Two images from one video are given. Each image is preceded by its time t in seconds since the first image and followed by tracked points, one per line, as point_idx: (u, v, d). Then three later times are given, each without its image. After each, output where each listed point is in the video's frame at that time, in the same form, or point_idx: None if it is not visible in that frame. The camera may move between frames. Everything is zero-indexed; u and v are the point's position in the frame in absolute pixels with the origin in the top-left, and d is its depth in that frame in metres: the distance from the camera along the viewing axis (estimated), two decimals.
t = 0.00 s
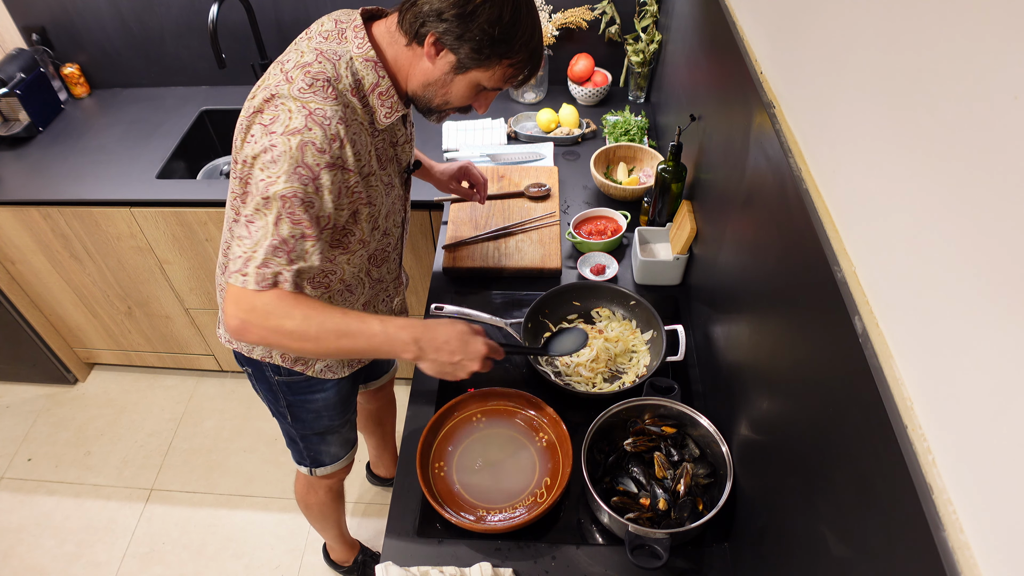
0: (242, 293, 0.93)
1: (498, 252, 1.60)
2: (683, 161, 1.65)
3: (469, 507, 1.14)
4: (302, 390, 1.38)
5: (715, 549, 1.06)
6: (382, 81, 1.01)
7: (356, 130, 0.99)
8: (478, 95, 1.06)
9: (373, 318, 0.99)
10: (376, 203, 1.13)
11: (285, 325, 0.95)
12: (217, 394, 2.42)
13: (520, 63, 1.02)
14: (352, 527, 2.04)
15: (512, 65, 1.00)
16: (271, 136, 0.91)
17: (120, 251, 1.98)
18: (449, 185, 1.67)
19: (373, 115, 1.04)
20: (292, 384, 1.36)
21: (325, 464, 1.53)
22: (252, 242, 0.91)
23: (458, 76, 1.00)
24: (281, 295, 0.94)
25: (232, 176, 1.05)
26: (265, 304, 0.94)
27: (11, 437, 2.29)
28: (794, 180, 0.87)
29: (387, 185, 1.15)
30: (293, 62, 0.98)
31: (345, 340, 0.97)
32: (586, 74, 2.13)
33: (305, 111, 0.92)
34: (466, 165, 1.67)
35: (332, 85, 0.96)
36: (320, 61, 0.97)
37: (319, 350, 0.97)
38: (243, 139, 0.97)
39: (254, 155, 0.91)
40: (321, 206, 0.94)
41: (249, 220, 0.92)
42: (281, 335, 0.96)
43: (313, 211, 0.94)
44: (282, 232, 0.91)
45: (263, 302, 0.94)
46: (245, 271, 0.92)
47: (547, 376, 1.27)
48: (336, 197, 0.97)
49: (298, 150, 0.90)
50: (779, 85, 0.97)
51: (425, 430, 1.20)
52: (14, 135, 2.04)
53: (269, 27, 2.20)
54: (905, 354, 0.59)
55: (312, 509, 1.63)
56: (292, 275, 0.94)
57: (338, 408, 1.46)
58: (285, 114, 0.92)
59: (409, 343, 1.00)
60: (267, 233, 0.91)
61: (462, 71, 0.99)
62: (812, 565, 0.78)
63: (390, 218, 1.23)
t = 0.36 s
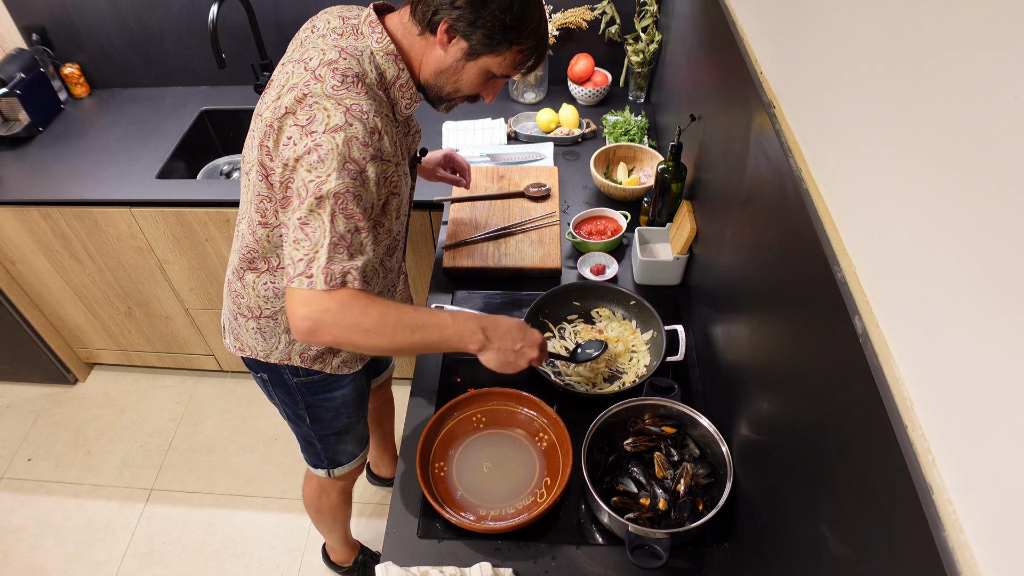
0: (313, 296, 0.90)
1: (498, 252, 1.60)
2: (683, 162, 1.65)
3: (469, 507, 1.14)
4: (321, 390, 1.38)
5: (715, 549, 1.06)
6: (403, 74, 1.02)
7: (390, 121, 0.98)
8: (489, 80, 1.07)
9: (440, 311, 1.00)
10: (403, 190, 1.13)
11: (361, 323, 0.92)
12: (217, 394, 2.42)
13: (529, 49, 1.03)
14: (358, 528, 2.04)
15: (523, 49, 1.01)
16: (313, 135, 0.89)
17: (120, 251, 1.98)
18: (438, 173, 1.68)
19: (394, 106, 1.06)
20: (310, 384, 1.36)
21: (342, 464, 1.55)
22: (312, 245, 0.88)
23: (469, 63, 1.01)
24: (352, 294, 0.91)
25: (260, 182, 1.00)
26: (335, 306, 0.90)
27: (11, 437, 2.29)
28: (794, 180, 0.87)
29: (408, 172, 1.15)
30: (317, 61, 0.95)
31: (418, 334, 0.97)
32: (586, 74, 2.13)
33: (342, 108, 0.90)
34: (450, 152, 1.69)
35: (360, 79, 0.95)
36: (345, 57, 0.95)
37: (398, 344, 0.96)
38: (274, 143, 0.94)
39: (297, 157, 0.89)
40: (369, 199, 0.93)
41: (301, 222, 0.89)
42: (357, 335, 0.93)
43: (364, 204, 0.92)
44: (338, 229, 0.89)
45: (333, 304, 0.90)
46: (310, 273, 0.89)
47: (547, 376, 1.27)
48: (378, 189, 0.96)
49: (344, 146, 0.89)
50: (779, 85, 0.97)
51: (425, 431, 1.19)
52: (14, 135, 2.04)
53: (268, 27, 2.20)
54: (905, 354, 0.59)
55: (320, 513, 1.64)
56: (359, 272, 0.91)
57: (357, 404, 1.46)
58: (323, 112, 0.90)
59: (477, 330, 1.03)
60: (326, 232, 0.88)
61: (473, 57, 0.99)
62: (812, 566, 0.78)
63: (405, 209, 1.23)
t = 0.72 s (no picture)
0: (341, 291, 0.90)
1: (498, 252, 1.60)
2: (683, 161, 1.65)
3: (470, 507, 1.14)
4: (326, 390, 1.39)
5: (715, 549, 1.06)
6: (404, 69, 1.02)
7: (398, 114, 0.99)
8: (489, 71, 1.06)
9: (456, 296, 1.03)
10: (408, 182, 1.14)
11: (391, 312, 0.93)
12: (217, 394, 2.42)
13: (527, 39, 1.02)
14: (362, 530, 2.04)
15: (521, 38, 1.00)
16: (327, 132, 0.89)
17: (121, 251, 1.98)
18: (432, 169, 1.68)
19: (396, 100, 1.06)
20: (316, 385, 1.36)
21: (348, 464, 1.55)
22: (334, 242, 0.89)
23: (467, 54, 1.00)
24: (378, 286, 0.92)
25: (266, 182, 1.00)
26: (363, 299, 0.91)
27: (11, 437, 2.29)
28: (794, 180, 0.87)
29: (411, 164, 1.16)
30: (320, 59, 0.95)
31: (445, 314, 1.00)
32: (586, 74, 2.13)
33: (352, 104, 0.90)
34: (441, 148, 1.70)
35: (366, 75, 0.95)
36: (348, 54, 0.95)
37: (428, 327, 0.98)
38: (282, 143, 0.93)
39: (311, 156, 0.88)
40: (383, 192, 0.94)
41: (321, 220, 0.89)
42: (388, 324, 0.94)
43: (379, 197, 0.92)
44: (358, 223, 0.89)
45: (361, 297, 0.91)
46: (336, 269, 0.89)
47: (547, 376, 1.27)
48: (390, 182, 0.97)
49: (359, 141, 0.89)
50: (779, 84, 0.97)
51: (426, 432, 1.19)
52: (14, 135, 2.04)
53: (268, 27, 2.20)
54: (906, 354, 0.59)
55: (321, 513, 1.64)
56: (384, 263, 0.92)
57: (362, 403, 1.47)
58: (334, 109, 0.90)
59: (498, 310, 1.06)
60: (347, 227, 0.88)
61: (471, 49, 0.99)
62: (812, 566, 0.78)
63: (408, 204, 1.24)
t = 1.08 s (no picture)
0: (267, 287, 0.91)
1: (498, 252, 1.60)
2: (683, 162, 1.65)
3: (469, 507, 1.14)
4: (319, 391, 1.38)
5: (715, 549, 1.06)
6: (389, 68, 1.01)
7: (374, 118, 0.98)
8: (478, 71, 1.05)
9: (397, 318, 1.02)
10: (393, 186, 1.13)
11: (312, 320, 0.94)
12: (217, 395, 2.42)
13: (516, 38, 1.00)
14: (357, 529, 2.04)
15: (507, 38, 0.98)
16: (291, 130, 0.89)
17: (120, 251, 1.98)
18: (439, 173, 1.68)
19: (381, 101, 1.04)
20: (309, 386, 1.36)
21: (343, 466, 1.55)
22: (276, 237, 0.89)
23: (454, 54, 1.00)
24: (308, 290, 0.93)
25: (242, 175, 1.03)
26: (290, 300, 0.92)
27: (11, 437, 2.29)
28: (794, 179, 0.87)
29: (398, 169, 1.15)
30: (300, 56, 0.96)
31: (368, 337, 0.99)
32: (586, 74, 2.13)
33: (323, 104, 0.91)
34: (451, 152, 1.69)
35: (344, 75, 0.95)
36: (328, 53, 0.96)
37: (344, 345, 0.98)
38: (254, 138, 0.95)
39: (273, 153, 0.89)
40: (346, 197, 0.94)
41: (269, 215, 0.90)
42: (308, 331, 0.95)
43: (338, 202, 0.92)
44: (305, 224, 0.90)
45: (288, 298, 0.92)
46: (270, 264, 0.90)
47: (547, 376, 1.27)
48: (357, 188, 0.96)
49: (321, 143, 0.89)
50: (779, 84, 0.96)
51: (425, 432, 1.19)
52: (14, 135, 2.04)
53: (269, 26, 2.20)
54: (905, 355, 0.59)
55: (320, 513, 1.64)
56: (318, 270, 0.93)
57: (357, 405, 1.46)
58: (302, 107, 0.90)
59: (430, 345, 1.05)
60: (291, 226, 0.89)
61: (458, 49, 0.98)
62: (811, 566, 0.78)
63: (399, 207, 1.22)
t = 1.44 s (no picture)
0: (197, 282, 0.92)
1: (499, 252, 1.60)
2: (683, 162, 1.65)
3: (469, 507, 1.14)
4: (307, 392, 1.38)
5: (716, 549, 1.06)
6: (361, 71, 1.01)
7: (332, 127, 1.00)
8: (450, 77, 1.01)
9: (309, 367, 0.99)
10: (365, 194, 1.13)
11: (226, 333, 0.94)
12: (217, 394, 2.42)
13: (485, 45, 0.95)
14: (357, 528, 2.04)
15: (473, 43, 0.94)
16: (243, 131, 0.91)
17: (120, 252, 1.97)
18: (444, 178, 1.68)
19: (354, 106, 1.04)
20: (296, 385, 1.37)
21: (337, 466, 1.54)
22: (214, 235, 0.91)
23: (420, 55, 0.97)
24: (235, 297, 0.94)
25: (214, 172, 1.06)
26: (213, 303, 0.93)
27: (11, 437, 2.29)
28: (794, 179, 0.87)
29: (374, 179, 1.15)
30: (270, 58, 0.98)
31: (267, 372, 0.97)
32: (586, 74, 2.13)
33: (278, 108, 0.92)
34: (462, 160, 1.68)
35: (308, 80, 0.96)
36: (296, 55, 0.97)
37: (248, 369, 0.97)
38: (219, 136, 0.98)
39: (225, 151, 0.91)
40: (292, 205, 0.95)
41: (214, 211, 0.92)
42: (221, 341, 0.96)
43: (281, 210, 0.93)
44: (242, 227, 0.90)
45: (211, 300, 0.93)
46: (204, 260, 0.91)
47: (547, 376, 1.27)
48: (305, 195, 0.97)
49: (268, 147, 0.90)
50: (779, 84, 0.96)
51: (425, 432, 1.19)
52: (14, 136, 2.05)
53: (269, 26, 2.20)
54: (906, 356, 0.59)
55: (319, 513, 1.65)
56: (248, 277, 0.93)
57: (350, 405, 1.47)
58: (257, 109, 0.92)
59: (327, 402, 0.99)
60: (228, 226, 0.90)
61: (423, 49, 0.95)
62: (811, 566, 0.78)
63: (384, 213, 1.23)
